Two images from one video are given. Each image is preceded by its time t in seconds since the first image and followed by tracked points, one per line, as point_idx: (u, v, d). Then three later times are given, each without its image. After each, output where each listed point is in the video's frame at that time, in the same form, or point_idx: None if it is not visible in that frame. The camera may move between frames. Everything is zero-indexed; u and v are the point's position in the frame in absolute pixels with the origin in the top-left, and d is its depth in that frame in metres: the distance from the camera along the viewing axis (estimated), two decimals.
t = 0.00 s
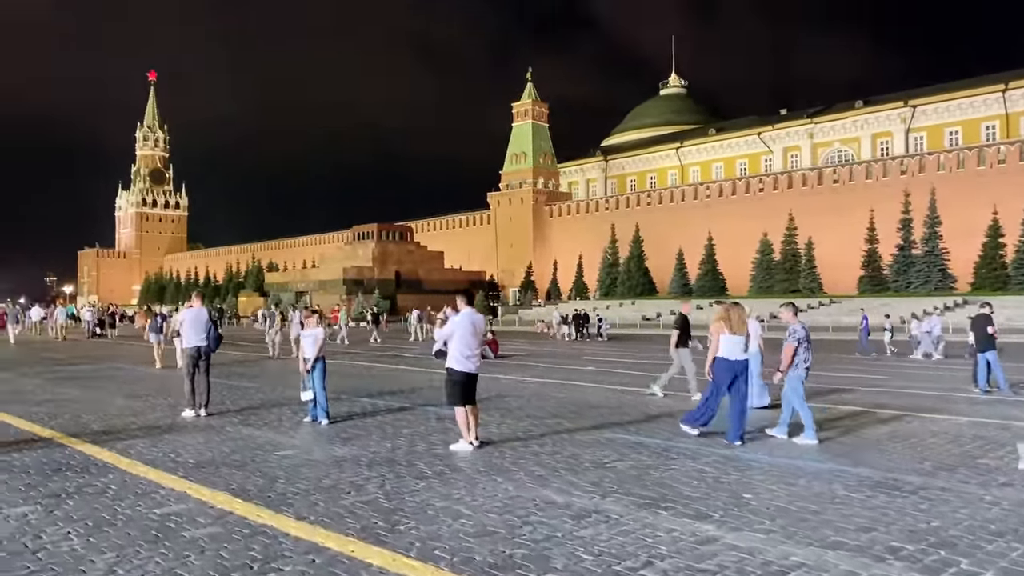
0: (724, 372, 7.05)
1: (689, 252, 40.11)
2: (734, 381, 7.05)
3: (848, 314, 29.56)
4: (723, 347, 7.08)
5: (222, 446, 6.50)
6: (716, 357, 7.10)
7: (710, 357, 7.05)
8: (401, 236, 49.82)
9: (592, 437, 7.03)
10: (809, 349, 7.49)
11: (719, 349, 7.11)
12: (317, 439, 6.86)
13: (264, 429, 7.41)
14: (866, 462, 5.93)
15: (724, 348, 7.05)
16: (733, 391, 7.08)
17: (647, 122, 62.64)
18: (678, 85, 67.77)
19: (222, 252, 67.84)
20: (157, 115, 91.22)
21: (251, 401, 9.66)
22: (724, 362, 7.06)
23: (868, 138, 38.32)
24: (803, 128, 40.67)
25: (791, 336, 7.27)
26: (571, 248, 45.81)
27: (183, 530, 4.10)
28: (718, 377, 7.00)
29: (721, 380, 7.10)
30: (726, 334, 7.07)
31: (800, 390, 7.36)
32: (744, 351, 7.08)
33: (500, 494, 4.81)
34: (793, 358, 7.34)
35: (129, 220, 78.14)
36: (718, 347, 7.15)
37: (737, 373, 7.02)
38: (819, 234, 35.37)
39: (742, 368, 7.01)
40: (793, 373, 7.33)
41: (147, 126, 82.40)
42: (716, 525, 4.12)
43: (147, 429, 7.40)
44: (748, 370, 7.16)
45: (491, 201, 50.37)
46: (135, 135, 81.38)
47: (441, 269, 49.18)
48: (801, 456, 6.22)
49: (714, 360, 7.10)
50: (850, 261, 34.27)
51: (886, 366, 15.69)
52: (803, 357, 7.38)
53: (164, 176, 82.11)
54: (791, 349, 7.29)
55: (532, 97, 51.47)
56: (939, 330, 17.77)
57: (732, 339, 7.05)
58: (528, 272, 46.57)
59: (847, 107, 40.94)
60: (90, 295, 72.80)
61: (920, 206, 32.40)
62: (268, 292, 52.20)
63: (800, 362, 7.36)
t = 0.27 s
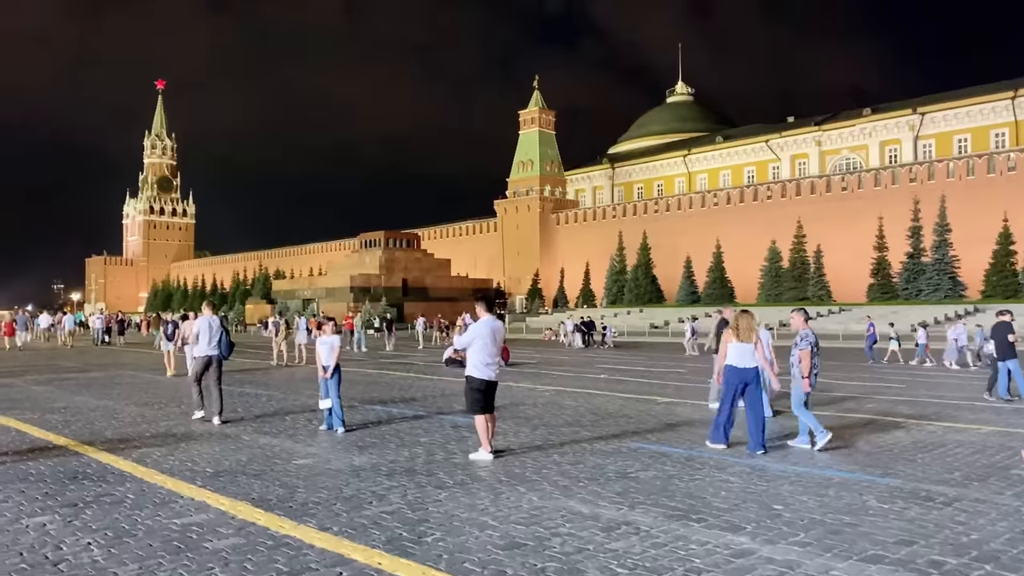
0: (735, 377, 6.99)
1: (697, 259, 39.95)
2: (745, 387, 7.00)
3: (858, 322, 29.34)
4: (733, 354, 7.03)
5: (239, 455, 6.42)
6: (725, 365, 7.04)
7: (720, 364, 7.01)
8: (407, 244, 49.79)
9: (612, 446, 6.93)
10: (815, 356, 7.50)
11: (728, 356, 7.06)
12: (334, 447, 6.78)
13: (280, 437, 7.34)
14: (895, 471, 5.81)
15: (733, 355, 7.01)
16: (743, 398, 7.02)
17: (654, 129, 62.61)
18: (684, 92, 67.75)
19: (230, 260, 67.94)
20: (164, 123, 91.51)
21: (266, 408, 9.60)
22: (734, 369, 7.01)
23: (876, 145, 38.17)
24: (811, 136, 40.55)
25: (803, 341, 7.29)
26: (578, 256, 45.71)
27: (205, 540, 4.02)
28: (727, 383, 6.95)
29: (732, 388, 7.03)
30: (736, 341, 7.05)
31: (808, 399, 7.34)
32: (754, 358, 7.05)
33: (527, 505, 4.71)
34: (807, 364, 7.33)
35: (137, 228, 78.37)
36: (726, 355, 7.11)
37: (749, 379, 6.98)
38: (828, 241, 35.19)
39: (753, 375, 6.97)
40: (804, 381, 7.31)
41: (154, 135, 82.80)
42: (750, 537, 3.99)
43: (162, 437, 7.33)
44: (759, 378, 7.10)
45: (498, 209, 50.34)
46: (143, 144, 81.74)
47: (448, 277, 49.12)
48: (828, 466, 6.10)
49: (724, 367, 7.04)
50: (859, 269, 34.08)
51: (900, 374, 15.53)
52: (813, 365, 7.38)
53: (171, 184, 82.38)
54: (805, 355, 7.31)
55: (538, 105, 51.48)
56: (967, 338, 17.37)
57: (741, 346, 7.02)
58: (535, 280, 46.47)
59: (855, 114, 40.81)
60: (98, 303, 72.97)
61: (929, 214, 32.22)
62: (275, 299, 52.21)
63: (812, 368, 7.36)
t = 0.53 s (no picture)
0: (743, 380, 6.94)
1: (704, 263, 39.79)
2: (754, 389, 6.95)
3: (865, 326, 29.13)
4: (740, 357, 6.98)
5: (253, 460, 6.33)
6: (732, 368, 6.99)
7: (728, 368, 6.95)
8: (413, 248, 49.74)
9: (630, 452, 6.82)
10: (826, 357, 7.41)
11: (736, 359, 7.00)
12: (348, 452, 6.69)
13: (292, 442, 7.26)
14: (919, 479, 5.69)
15: (740, 357, 6.96)
16: (753, 401, 6.97)
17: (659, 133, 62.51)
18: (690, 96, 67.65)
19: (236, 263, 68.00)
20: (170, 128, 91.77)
21: (276, 412, 9.53)
22: (742, 371, 6.96)
23: (883, 149, 37.99)
24: (817, 139, 40.42)
25: (813, 344, 7.23)
26: (584, 260, 45.59)
27: (222, 549, 3.93)
28: (736, 385, 6.89)
29: (740, 391, 6.97)
30: (742, 344, 7.01)
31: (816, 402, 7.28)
32: (761, 360, 7.01)
33: (549, 513, 4.61)
34: (815, 366, 7.29)
35: (143, 232, 78.51)
36: (733, 358, 7.07)
37: (757, 380, 6.92)
38: (835, 245, 35.02)
39: (760, 377, 6.93)
40: (811, 383, 7.27)
41: (161, 139, 83.05)
42: (781, 546, 3.89)
43: (174, 442, 7.25)
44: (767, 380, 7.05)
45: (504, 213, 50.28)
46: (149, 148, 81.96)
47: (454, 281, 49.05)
48: (851, 472, 5.99)
49: (730, 370, 6.98)
50: (867, 273, 33.89)
51: (912, 379, 15.39)
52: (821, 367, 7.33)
53: (177, 188, 82.54)
54: (813, 357, 7.25)
55: (544, 109, 51.42)
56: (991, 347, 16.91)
57: (747, 348, 6.97)
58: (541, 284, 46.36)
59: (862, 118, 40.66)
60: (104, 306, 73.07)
61: (938, 217, 32.03)
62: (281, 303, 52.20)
63: (820, 370, 7.30)
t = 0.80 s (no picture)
0: (755, 386, 6.92)
1: (711, 266, 39.59)
2: (765, 396, 6.92)
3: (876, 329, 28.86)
4: (752, 363, 6.98)
5: (266, 467, 6.23)
6: (744, 373, 6.98)
7: (739, 373, 6.95)
8: (420, 251, 49.66)
9: (651, 459, 6.68)
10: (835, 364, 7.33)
11: (747, 365, 7.00)
12: (363, 459, 6.59)
13: (306, 448, 7.14)
14: (950, 487, 5.54)
15: (752, 363, 6.95)
16: (764, 408, 6.93)
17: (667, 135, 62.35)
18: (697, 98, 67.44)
19: (243, 267, 68.06)
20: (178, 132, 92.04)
21: (287, 418, 9.42)
22: (753, 377, 6.95)
23: (892, 151, 37.74)
24: (825, 141, 40.23)
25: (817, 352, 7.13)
26: (591, 263, 45.45)
27: (238, 561, 3.81)
28: (748, 392, 6.88)
29: (752, 398, 6.95)
30: (753, 349, 6.99)
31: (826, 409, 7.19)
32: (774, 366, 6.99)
33: (573, 524, 4.48)
34: (820, 375, 7.20)
35: (151, 236, 78.68)
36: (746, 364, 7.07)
37: (768, 386, 6.89)
38: (845, 248, 34.78)
39: (771, 382, 6.91)
40: (817, 391, 7.19)
41: (169, 142, 83.37)
42: (817, 560, 3.76)
43: (187, 448, 7.15)
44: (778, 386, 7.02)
45: (511, 216, 50.18)
46: (157, 152, 82.22)
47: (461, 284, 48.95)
48: (880, 480, 5.83)
49: (742, 376, 6.98)
50: (876, 276, 33.66)
51: (927, 383, 15.18)
52: (827, 373, 7.25)
53: (185, 191, 82.73)
54: (817, 365, 7.18)
55: (551, 112, 51.31)
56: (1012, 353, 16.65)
57: (759, 354, 6.96)
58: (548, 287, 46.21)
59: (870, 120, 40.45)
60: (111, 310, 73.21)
61: (948, 220, 31.77)
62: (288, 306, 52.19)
63: (826, 378, 7.22)
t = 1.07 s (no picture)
0: (770, 386, 6.87)
1: (719, 267, 39.42)
2: (779, 396, 6.88)
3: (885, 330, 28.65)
4: (766, 363, 6.93)
5: (279, 468, 6.15)
6: (759, 373, 6.93)
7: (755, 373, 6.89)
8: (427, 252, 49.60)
9: (669, 461, 6.57)
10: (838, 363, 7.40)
11: (762, 364, 6.95)
12: (377, 460, 6.51)
13: (318, 450, 7.07)
14: (977, 490, 5.42)
15: (766, 363, 6.90)
16: (778, 408, 6.87)
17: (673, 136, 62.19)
18: (704, 99, 67.28)
19: (249, 268, 68.14)
20: (185, 133, 92.27)
21: (298, 418, 9.35)
22: (768, 377, 6.90)
23: (900, 151, 37.52)
24: (833, 142, 40.05)
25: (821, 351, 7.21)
26: (597, 263, 45.33)
27: (254, 565, 3.72)
28: (764, 392, 6.82)
29: (766, 399, 6.89)
30: (766, 349, 6.96)
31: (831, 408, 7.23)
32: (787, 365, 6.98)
33: (593, 527, 4.38)
34: (822, 374, 7.26)
35: (158, 237, 78.85)
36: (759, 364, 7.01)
37: (782, 386, 6.86)
38: (853, 248, 34.59)
39: (784, 381, 6.88)
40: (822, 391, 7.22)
41: (176, 143, 83.64)
42: (850, 566, 3.66)
43: (199, 449, 7.09)
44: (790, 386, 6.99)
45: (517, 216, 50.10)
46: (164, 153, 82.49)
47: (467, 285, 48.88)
48: (904, 483, 5.71)
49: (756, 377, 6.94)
50: (885, 277, 33.45)
51: (941, 385, 15.03)
52: (831, 373, 7.30)
53: (192, 193, 82.92)
54: (819, 364, 7.26)
55: (557, 112, 51.19)
56: None
57: (772, 354, 6.94)
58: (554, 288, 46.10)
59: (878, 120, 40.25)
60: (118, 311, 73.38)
61: (958, 220, 31.56)
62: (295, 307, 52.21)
63: (829, 376, 7.28)
